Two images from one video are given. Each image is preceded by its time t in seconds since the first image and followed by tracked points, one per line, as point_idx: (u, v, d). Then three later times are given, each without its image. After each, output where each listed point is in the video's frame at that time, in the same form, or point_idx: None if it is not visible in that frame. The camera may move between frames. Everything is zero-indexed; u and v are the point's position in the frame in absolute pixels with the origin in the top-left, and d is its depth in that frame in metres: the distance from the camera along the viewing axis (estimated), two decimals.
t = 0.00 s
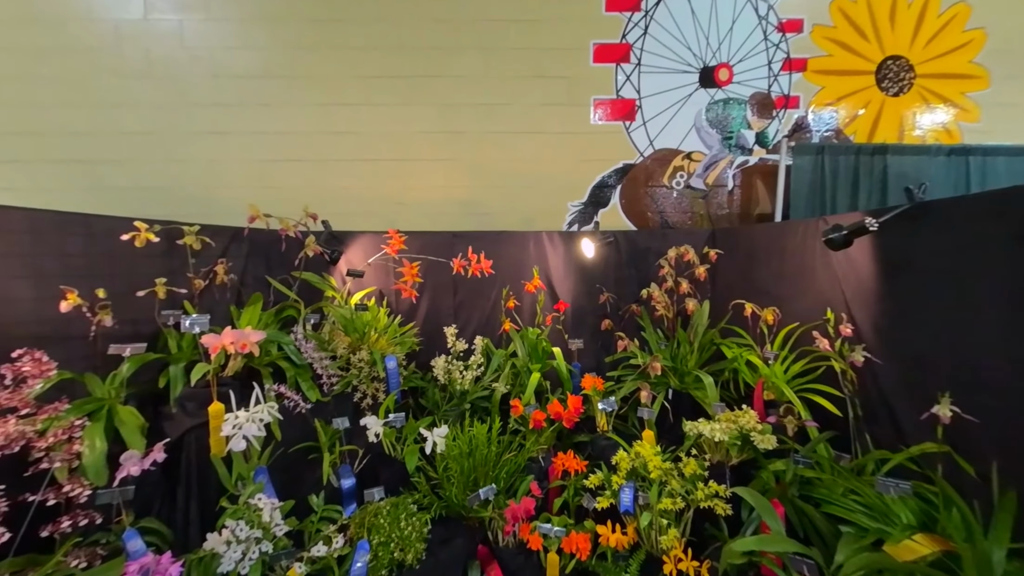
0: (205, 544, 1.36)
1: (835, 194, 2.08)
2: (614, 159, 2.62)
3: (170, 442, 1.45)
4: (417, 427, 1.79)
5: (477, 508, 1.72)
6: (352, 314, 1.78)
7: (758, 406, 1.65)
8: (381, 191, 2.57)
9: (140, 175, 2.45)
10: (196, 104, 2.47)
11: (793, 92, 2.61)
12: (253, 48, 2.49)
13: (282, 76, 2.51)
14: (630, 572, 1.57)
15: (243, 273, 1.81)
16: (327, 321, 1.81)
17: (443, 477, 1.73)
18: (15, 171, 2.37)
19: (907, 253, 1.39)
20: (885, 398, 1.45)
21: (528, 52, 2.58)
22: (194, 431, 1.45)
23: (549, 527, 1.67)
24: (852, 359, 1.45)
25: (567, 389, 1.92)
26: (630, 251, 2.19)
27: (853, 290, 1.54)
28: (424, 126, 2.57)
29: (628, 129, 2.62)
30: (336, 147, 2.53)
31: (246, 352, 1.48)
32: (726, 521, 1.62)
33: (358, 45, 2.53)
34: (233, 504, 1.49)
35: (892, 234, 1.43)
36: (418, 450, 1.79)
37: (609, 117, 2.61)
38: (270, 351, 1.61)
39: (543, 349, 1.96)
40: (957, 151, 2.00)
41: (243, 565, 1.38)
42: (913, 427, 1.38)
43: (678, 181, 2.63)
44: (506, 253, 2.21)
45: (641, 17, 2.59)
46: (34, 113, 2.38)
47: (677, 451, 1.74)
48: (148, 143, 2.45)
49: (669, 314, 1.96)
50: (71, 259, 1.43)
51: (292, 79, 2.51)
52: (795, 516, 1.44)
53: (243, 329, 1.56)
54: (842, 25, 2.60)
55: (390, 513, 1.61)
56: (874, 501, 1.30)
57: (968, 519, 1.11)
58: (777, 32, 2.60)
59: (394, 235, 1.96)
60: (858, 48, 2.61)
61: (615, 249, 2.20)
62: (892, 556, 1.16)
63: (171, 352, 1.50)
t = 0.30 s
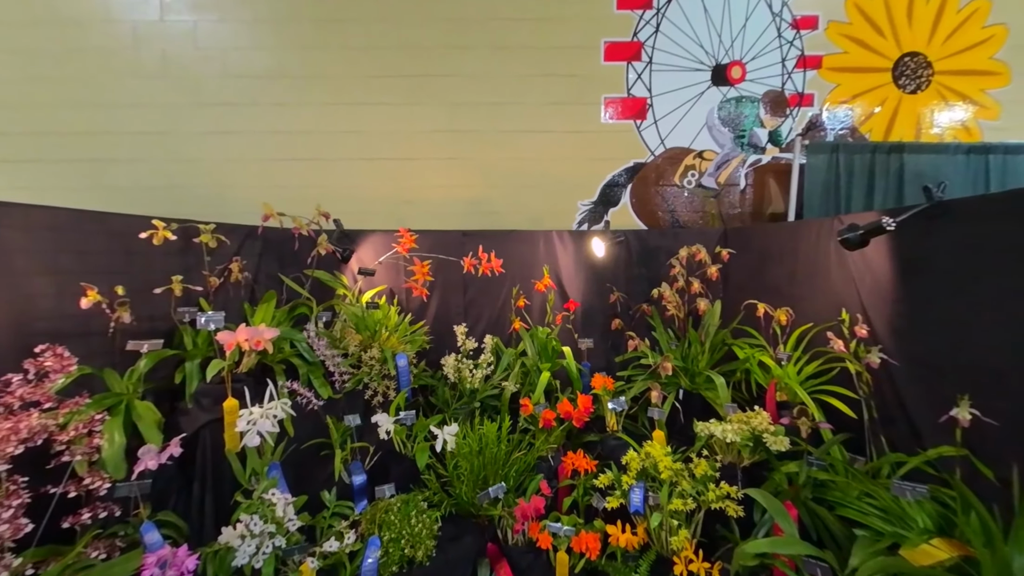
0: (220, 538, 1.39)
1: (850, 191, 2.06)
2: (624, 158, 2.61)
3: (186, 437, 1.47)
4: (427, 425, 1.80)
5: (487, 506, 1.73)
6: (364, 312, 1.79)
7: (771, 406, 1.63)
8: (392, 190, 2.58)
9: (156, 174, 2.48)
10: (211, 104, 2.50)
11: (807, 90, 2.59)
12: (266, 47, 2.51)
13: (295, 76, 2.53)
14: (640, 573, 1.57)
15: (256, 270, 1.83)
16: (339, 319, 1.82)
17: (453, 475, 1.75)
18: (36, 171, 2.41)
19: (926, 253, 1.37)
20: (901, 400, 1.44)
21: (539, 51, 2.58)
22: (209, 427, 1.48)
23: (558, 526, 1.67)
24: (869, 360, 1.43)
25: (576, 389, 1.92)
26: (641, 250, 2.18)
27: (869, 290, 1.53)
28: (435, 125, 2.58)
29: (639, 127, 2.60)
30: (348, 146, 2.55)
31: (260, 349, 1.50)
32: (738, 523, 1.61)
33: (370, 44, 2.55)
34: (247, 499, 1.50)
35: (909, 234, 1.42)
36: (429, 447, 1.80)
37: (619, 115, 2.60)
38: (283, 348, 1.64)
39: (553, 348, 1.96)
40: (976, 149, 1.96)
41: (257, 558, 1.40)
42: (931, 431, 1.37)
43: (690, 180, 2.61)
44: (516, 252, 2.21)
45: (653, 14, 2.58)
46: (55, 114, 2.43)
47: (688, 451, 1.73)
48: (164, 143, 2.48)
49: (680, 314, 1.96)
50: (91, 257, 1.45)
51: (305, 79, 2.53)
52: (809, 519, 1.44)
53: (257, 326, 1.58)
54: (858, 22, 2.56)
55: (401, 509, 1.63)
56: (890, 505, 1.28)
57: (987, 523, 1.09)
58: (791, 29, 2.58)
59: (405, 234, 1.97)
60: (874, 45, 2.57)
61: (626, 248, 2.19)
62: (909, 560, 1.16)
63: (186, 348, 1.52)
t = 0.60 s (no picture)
0: (233, 532, 1.40)
1: (864, 191, 2.04)
2: (635, 157, 2.60)
3: (200, 433, 1.49)
4: (436, 423, 1.80)
5: (496, 505, 1.72)
6: (374, 310, 1.80)
7: (782, 408, 1.63)
8: (402, 189, 2.59)
9: (170, 173, 2.51)
10: (224, 103, 2.52)
11: (821, 87, 2.56)
12: (278, 47, 2.53)
13: (306, 76, 2.54)
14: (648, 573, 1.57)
15: (268, 268, 1.84)
16: (350, 317, 1.82)
17: (461, 473, 1.74)
18: (54, 170, 2.46)
19: (944, 253, 1.36)
20: (916, 403, 1.42)
21: (549, 50, 2.58)
22: (222, 422, 1.50)
23: (566, 526, 1.66)
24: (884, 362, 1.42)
25: (585, 388, 1.92)
26: (651, 250, 2.18)
27: (885, 291, 1.52)
28: (446, 124, 2.58)
29: (650, 126, 2.59)
30: (359, 145, 2.57)
31: (272, 346, 1.51)
32: (749, 524, 1.60)
33: (381, 44, 2.56)
34: (258, 494, 1.51)
35: (926, 235, 1.41)
36: (437, 445, 1.80)
37: (629, 114, 2.59)
38: (294, 346, 1.66)
39: (562, 347, 1.96)
40: (995, 148, 1.93)
41: (269, 553, 1.41)
42: (946, 434, 1.36)
43: (700, 179, 2.60)
44: (526, 252, 2.21)
45: (663, 12, 2.56)
46: (72, 114, 2.47)
47: (698, 452, 1.73)
48: (178, 142, 2.51)
49: (690, 314, 1.95)
50: (107, 254, 1.48)
51: (316, 79, 2.55)
52: (822, 522, 1.44)
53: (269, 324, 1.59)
54: (873, 19, 2.53)
55: (410, 507, 1.63)
56: (905, 509, 1.27)
57: (1007, 527, 1.08)
58: (805, 26, 2.56)
59: (415, 233, 1.98)
60: (890, 42, 2.54)
61: (635, 248, 2.18)
62: (925, 565, 1.14)
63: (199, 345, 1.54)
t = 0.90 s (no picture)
0: (247, 527, 1.43)
1: (878, 190, 2.02)
2: (645, 157, 2.60)
3: (214, 429, 1.50)
4: (446, 422, 1.81)
5: (506, 504, 1.72)
6: (385, 309, 1.81)
7: (795, 409, 1.60)
8: (413, 189, 2.60)
9: (185, 173, 2.54)
10: (237, 104, 2.55)
11: (834, 86, 2.54)
12: (291, 48, 2.56)
13: (318, 76, 2.56)
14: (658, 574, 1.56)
15: (281, 267, 1.86)
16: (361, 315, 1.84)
17: (471, 472, 1.75)
18: (73, 171, 2.50)
19: (963, 254, 1.36)
20: (933, 405, 1.42)
21: (559, 49, 2.58)
22: (236, 420, 1.50)
23: (576, 526, 1.67)
24: (901, 364, 1.40)
25: (595, 388, 1.92)
26: (661, 250, 2.17)
27: (901, 291, 1.51)
28: (456, 124, 2.59)
29: (660, 125, 2.58)
30: (370, 145, 2.58)
31: (286, 344, 1.53)
32: (760, 527, 1.60)
33: (392, 44, 2.57)
34: (272, 490, 1.53)
35: (944, 236, 1.40)
36: (448, 444, 1.81)
37: (639, 113, 2.58)
38: (308, 344, 1.68)
39: (572, 347, 1.96)
40: (1014, 147, 1.87)
41: (283, 548, 1.43)
42: (963, 437, 1.36)
43: (711, 179, 2.59)
44: (535, 251, 2.21)
45: (675, 11, 2.55)
46: (91, 115, 2.51)
47: (709, 453, 1.72)
48: (193, 142, 2.54)
49: (701, 315, 1.94)
50: (125, 253, 1.51)
51: (329, 79, 2.57)
52: (835, 525, 1.43)
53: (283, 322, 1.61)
54: (889, 16, 2.50)
55: (420, 505, 1.63)
56: (920, 512, 1.26)
57: None
58: (818, 24, 2.53)
59: (425, 232, 1.99)
60: (906, 39, 2.50)
61: (645, 247, 2.18)
62: (942, 570, 1.14)
63: (214, 343, 1.56)
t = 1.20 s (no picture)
0: (261, 524, 1.44)
1: (894, 190, 2.01)
2: (655, 157, 2.59)
3: (229, 426, 1.52)
4: (457, 421, 1.82)
5: (516, 504, 1.72)
6: (395, 309, 1.83)
7: (808, 411, 1.59)
8: (423, 189, 2.61)
9: (199, 174, 2.57)
10: (250, 105, 2.58)
11: (848, 84, 2.51)
12: (303, 50, 2.58)
13: (330, 78, 2.58)
14: None
15: (293, 267, 1.88)
16: (372, 315, 1.85)
17: (481, 471, 1.75)
18: (91, 172, 2.54)
19: (982, 255, 1.34)
20: (951, 408, 1.40)
21: (569, 49, 2.58)
22: (250, 417, 1.52)
23: (586, 526, 1.67)
24: (917, 366, 1.39)
25: (605, 389, 1.91)
26: (672, 250, 2.16)
27: (917, 292, 1.50)
28: (466, 125, 2.60)
29: (670, 125, 2.57)
30: (381, 146, 2.60)
31: (298, 343, 1.54)
32: (773, 530, 1.58)
33: (402, 45, 2.59)
34: (286, 487, 1.55)
35: (962, 236, 1.38)
36: (458, 443, 1.81)
37: (649, 113, 2.57)
38: (319, 343, 1.69)
39: (582, 347, 1.96)
40: None
41: (296, 545, 1.44)
42: (983, 441, 1.34)
43: (723, 179, 2.57)
44: (544, 252, 2.21)
45: (685, 10, 2.54)
46: (109, 118, 2.55)
47: (720, 455, 1.71)
48: (207, 144, 2.57)
49: (712, 316, 1.93)
50: (141, 253, 1.53)
51: (340, 81, 2.59)
52: (851, 529, 1.41)
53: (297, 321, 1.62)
54: (904, 13, 2.47)
55: (431, 503, 1.64)
56: (937, 517, 1.25)
57: None
58: (832, 22, 2.51)
59: (435, 233, 2.00)
60: (922, 37, 2.47)
61: (656, 247, 2.17)
62: None
63: (228, 341, 1.58)
